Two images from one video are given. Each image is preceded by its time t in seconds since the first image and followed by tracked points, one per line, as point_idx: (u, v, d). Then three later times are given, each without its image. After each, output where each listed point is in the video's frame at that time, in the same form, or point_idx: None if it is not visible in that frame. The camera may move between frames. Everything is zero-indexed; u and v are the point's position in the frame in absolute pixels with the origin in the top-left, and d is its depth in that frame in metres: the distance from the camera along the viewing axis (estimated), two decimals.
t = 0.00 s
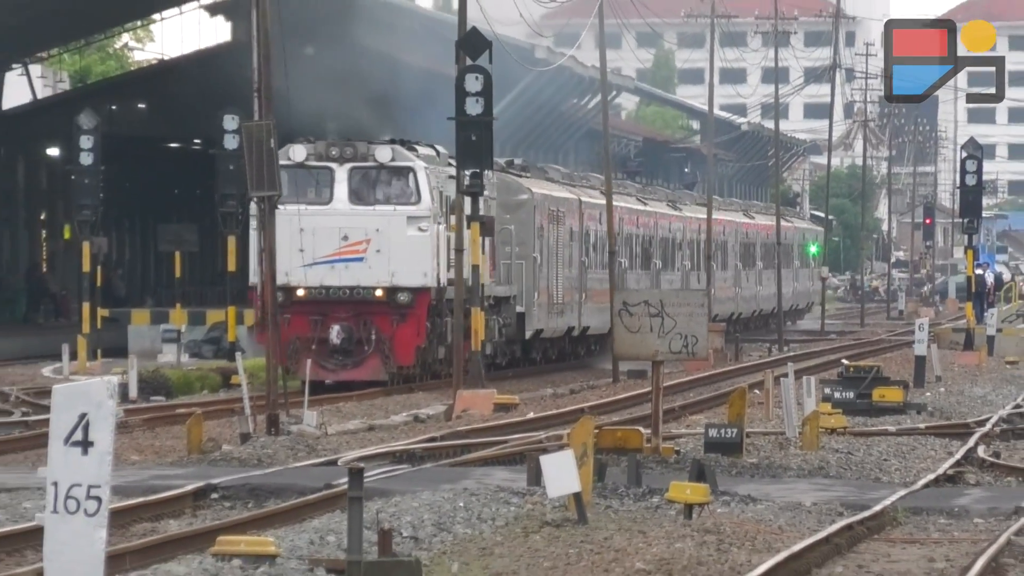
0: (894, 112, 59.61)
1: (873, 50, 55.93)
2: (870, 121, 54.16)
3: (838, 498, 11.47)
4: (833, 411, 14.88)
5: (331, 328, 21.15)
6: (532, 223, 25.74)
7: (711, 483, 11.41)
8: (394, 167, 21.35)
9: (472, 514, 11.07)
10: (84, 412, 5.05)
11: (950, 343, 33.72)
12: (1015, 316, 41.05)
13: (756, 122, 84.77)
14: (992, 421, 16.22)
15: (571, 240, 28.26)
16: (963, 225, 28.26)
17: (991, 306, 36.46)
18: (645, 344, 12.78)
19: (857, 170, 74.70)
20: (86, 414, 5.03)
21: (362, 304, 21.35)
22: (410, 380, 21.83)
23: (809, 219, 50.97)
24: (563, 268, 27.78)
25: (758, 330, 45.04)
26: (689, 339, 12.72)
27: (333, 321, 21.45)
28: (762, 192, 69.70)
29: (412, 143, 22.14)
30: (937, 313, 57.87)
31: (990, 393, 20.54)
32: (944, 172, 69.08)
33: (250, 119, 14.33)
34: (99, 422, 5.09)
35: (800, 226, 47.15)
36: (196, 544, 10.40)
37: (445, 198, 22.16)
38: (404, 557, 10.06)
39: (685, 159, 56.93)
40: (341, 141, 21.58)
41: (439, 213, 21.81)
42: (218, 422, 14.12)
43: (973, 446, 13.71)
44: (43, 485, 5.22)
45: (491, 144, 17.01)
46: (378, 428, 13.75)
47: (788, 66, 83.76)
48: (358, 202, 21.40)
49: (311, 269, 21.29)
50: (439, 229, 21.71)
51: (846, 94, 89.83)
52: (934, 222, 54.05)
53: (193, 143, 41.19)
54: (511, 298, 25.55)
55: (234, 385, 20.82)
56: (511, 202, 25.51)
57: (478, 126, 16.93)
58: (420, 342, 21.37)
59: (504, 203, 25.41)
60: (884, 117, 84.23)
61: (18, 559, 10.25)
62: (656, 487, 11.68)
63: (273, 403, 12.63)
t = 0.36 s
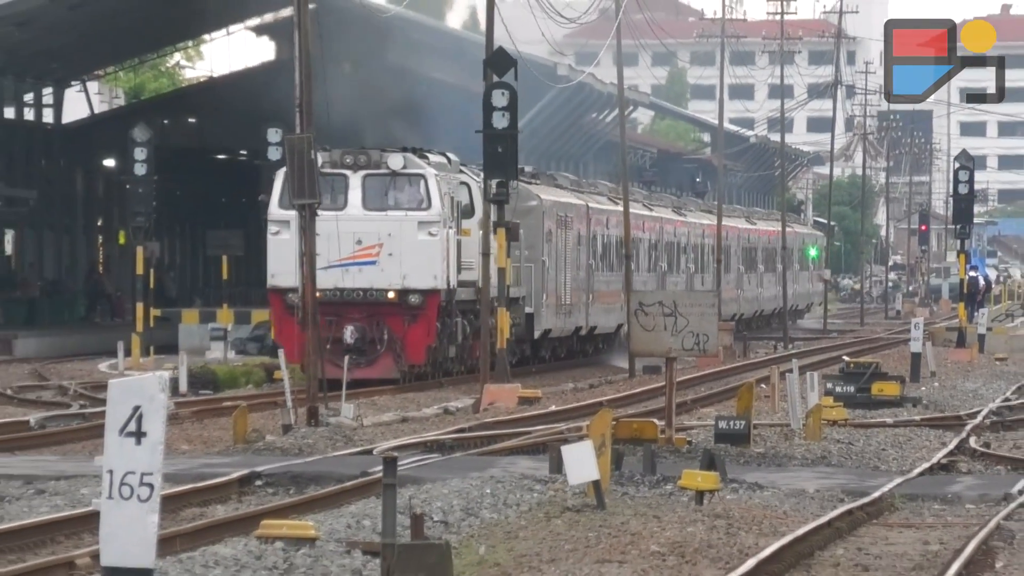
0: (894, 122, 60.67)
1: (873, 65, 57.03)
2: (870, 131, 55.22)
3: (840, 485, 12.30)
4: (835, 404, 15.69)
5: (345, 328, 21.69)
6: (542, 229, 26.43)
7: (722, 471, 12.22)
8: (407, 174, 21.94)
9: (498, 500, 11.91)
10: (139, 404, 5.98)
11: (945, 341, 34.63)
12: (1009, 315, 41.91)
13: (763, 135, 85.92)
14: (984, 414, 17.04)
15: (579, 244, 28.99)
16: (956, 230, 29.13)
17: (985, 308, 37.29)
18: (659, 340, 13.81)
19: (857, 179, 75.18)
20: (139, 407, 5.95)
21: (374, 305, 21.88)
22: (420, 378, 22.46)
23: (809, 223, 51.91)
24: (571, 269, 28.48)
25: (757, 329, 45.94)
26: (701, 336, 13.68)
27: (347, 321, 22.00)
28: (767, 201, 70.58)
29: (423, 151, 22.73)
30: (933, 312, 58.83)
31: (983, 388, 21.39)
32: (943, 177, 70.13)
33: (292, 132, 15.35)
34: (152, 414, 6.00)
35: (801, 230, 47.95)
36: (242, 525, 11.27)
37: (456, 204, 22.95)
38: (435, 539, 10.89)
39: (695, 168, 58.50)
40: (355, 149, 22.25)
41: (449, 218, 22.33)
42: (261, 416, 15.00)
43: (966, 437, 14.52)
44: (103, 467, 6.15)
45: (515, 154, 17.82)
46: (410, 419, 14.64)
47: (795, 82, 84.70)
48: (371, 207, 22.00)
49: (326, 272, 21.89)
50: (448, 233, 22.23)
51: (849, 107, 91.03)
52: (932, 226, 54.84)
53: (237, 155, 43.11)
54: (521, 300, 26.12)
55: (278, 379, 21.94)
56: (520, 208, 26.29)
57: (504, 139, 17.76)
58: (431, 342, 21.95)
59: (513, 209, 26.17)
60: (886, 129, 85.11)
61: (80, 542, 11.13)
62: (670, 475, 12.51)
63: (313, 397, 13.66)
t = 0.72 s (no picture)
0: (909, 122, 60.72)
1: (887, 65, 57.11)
2: (886, 133, 55.30)
3: (857, 482, 12.42)
4: (852, 401, 15.79)
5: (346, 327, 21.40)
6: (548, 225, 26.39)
7: (740, 468, 12.33)
8: (407, 170, 21.76)
9: (518, 496, 12.04)
10: (160, 403, 5.64)
11: (961, 338, 34.72)
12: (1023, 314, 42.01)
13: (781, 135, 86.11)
14: (1001, 410, 17.13)
15: (586, 241, 28.99)
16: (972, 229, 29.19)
17: (997, 305, 37.47)
18: (678, 339, 14.05)
19: (873, 177, 75.92)
20: (163, 405, 5.62)
21: (375, 303, 21.74)
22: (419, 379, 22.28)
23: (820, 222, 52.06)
24: (578, 268, 28.43)
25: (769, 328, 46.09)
26: (719, 334, 13.95)
27: (347, 319, 21.76)
28: (783, 200, 70.91)
29: (424, 147, 22.49)
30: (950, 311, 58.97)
31: (998, 384, 21.47)
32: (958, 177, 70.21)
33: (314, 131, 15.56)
34: (175, 410, 5.66)
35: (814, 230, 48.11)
36: (265, 521, 11.40)
37: (457, 201, 22.80)
38: (455, 535, 11.00)
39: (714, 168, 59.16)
40: (355, 145, 22.02)
41: (449, 214, 22.12)
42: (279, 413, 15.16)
43: (982, 433, 14.62)
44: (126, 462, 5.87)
45: (535, 155, 18.40)
46: (431, 416, 14.86)
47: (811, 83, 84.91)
48: (372, 203, 21.81)
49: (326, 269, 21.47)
50: (449, 230, 22.07)
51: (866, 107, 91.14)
52: (946, 226, 54.94)
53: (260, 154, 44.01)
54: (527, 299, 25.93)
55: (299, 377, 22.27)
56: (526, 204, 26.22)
57: (523, 138, 18.35)
58: (431, 340, 21.82)
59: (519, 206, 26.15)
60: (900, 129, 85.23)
61: (104, 537, 11.26)
62: (689, 471, 12.66)
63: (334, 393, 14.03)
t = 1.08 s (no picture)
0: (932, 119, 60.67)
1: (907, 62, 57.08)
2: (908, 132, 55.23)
3: (878, 480, 12.43)
4: (873, 399, 15.78)
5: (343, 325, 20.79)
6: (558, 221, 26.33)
7: (761, 466, 12.33)
8: (406, 163, 21.07)
9: (539, 494, 12.06)
10: (181, 401, 5.77)
11: (983, 336, 34.69)
12: None
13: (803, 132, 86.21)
14: (1023, 408, 17.11)
15: (595, 237, 28.88)
16: (993, 228, 29.13)
17: (1014, 301, 37.52)
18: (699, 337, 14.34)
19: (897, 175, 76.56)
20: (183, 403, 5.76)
21: (373, 300, 21.05)
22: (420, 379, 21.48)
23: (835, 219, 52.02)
24: (586, 265, 28.26)
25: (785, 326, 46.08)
26: (740, 332, 14.24)
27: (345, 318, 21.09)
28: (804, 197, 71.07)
29: (424, 141, 21.87)
30: (971, 307, 58.91)
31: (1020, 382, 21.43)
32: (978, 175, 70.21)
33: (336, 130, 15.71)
34: (196, 408, 5.79)
35: (830, 227, 48.06)
36: (287, 519, 11.44)
37: (460, 196, 22.08)
38: (476, 533, 11.01)
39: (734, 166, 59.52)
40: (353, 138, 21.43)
41: (450, 210, 21.41)
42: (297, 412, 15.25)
43: (1005, 432, 14.60)
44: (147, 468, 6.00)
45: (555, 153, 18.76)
46: (452, 415, 14.97)
47: (834, 80, 84.95)
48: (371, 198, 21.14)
49: (321, 267, 20.92)
50: (450, 226, 21.37)
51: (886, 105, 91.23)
52: (965, 224, 54.91)
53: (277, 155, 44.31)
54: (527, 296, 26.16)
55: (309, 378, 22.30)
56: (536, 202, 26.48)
57: (543, 136, 18.77)
58: (432, 339, 21.02)
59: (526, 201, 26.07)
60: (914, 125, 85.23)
61: (126, 535, 11.28)
62: (710, 469, 12.67)
63: (356, 392, 14.10)
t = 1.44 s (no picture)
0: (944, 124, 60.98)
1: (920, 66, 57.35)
2: (921, 136, 55.51)
3: (891, 480, 12.60)
4: (886, 400, 15.95)
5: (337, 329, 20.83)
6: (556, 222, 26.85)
7: (776, 466, 12.51)
8: (403, 164, 21.13)
9: (556, 493, 12.24)
10: (203, 402, 5.96)
11: (995, 339, 34.83)
12: None
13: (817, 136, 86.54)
14: None
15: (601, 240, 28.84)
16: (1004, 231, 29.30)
17: None
18: (715, 339, 14.74)
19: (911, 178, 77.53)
20: (206, 404, 5.96)
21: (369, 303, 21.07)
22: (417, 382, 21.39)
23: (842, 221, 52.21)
24: (595, 267, 28.44)
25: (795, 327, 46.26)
26: (755, 334, 14.61)
27: (340, 321, 21.12)
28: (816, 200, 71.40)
29: (421, 141, 21.94)
30: (982, 310, 59.09)
31: None
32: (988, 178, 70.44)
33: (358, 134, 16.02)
34: (219, 408, 6.00)
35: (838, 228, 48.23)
36: (309, 517, 11.64)
37: (458, 197, 22.28)
38: (495, 532, 11.18)
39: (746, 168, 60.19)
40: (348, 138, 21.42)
41: (448, 210, 21.59)
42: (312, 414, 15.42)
43: (1017, 432, 14.76)
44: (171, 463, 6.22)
45: (572, 157, 19.22)
46: (472, 416, 15.25)
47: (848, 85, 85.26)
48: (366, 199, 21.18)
49: (316, 268, 21.01)
50: (447, 227, 21.44)
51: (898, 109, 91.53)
52: (974, 228, 55.25)
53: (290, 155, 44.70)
54: (530, 300, 26.52)
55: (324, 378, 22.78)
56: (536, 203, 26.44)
57: (561, 140, 19.21)
58: (428, 342, 20.94)
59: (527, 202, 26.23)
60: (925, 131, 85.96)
61: (152, 534, 11.49)
62: (726, 469, 12.86)
63: (376, 392, 14.38)
